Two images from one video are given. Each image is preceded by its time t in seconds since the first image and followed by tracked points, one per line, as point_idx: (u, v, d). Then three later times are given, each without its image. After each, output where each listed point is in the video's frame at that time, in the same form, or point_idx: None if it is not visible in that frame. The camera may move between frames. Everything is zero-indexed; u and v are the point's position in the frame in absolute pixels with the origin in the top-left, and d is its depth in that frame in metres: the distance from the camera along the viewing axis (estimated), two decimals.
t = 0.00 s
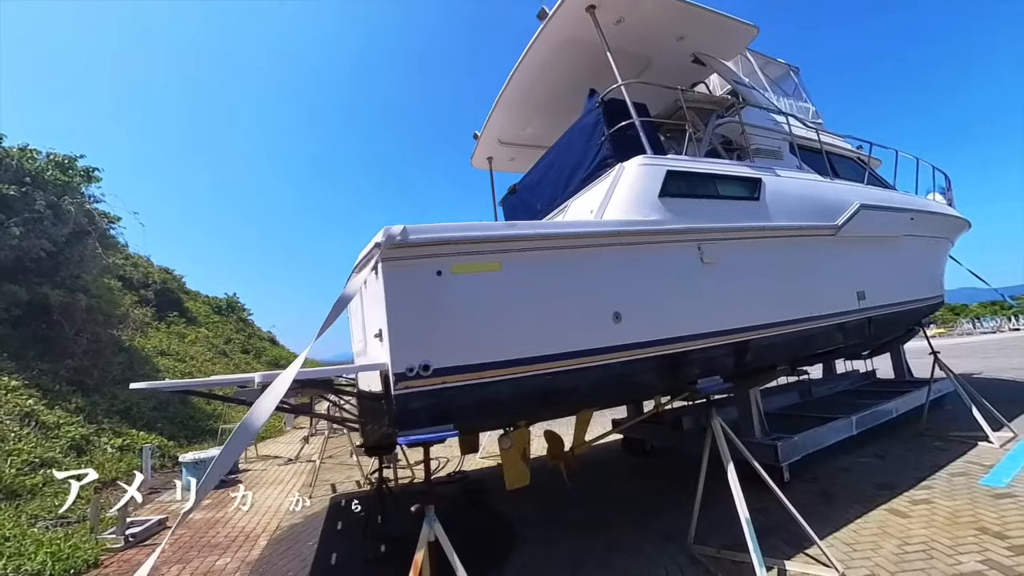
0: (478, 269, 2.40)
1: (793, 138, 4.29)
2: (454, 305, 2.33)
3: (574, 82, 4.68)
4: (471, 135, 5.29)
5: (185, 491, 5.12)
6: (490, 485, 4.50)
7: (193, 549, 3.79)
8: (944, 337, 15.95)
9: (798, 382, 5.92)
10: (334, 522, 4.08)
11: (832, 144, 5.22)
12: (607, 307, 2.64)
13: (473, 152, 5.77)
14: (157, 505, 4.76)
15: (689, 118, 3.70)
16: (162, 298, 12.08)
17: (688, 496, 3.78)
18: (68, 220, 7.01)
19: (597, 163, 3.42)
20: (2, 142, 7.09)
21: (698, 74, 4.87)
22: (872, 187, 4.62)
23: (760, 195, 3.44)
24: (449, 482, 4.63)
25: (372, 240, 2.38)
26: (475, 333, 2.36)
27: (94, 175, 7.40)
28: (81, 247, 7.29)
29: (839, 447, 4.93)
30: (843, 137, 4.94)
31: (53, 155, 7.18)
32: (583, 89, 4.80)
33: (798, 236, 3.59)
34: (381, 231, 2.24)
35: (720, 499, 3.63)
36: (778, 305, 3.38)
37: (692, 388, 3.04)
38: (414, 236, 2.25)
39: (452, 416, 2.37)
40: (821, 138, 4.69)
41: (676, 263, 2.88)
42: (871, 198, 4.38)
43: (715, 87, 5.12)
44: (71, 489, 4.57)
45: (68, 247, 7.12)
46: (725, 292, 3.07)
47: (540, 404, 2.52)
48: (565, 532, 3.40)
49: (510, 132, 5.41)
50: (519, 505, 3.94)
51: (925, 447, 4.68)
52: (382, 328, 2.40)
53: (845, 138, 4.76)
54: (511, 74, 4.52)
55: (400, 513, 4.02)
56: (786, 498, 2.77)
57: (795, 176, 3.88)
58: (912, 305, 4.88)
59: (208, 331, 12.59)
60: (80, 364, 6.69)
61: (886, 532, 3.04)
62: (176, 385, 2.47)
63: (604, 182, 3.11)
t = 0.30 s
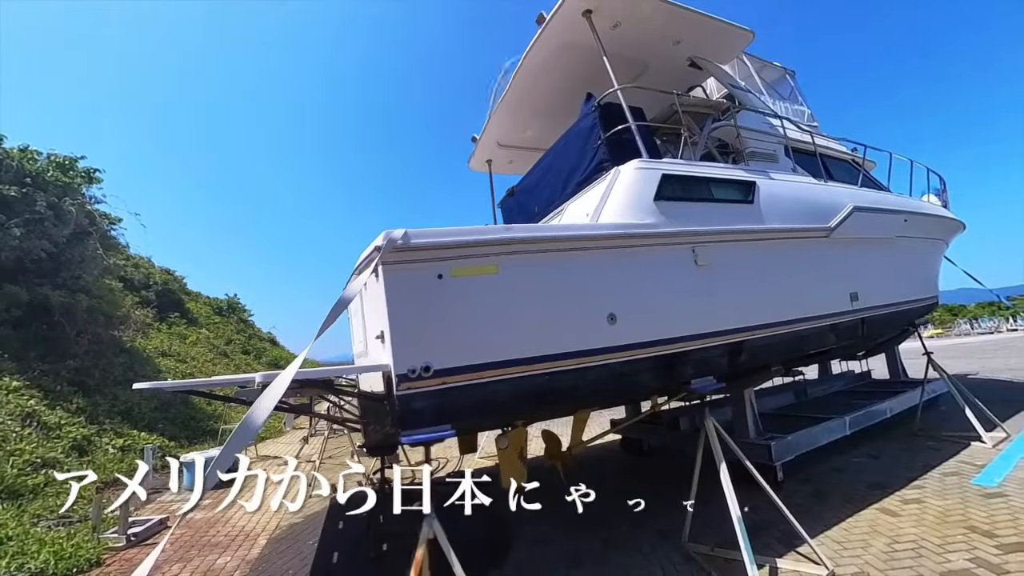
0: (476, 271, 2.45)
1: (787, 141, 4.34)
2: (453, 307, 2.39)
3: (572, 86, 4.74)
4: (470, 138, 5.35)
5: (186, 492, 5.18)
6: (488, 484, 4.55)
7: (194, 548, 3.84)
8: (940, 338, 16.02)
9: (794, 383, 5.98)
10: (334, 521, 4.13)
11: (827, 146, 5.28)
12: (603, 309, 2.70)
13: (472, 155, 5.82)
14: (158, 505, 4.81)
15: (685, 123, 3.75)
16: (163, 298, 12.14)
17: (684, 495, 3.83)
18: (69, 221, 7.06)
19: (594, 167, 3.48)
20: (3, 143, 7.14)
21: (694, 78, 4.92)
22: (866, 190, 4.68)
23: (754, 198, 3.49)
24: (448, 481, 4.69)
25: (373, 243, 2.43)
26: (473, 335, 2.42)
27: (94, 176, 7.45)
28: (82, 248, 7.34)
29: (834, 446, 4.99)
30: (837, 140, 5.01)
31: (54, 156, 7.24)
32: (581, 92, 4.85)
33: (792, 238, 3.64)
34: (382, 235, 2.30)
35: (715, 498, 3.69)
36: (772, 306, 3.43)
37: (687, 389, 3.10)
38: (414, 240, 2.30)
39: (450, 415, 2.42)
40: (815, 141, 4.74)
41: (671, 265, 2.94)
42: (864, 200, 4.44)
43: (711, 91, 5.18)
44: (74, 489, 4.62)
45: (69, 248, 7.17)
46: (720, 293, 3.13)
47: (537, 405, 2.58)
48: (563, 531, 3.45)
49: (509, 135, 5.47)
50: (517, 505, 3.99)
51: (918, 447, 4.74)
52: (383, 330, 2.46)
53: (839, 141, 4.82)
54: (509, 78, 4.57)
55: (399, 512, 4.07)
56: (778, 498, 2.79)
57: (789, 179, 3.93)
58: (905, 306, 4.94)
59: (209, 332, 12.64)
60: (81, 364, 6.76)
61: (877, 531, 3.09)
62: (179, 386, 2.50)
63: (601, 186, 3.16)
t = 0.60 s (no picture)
0: (470, 273, 2.49)
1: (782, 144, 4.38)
2: (447, 308, 2.43)
3: (568, 89, 4.78)
4: (469, 141, 5.39)
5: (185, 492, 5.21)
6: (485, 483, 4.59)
7: (193, 547, 3.87)
8: (938, 340, 16.06)
9: (789, 384, 6.03)
10: (332, 520, 4.17)
11: (822, 149, 5.33)
12: (595, 310, 2.74)
13: (471, 157, 5.86)
14: (157, 504, 4.85)
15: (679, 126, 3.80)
16: (162, 298, 12.19)
17: (678, 495, 3.87)
18: (68, 221, 7.11)
19: (589, 170, 3.52)
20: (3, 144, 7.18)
21: (690, 81, 4.97)
22: (860, 192, 4.72)
23: (747, 201, 3.54)
24: (445, 481, 4.73)
25: (368, 245, 2.47)
26: (467, 335, 2.45)
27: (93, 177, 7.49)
28: (81, 249, 7.38)
29: (828, 447, 5.03)
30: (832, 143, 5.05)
31: (53, 157, 7.28)
32: (577, 95, 4.90)
33: (784, 240, 3.68)
34: (377, 237, 2.33)
35: (708, 497, 3.73)
36: (765, 307, 3.47)
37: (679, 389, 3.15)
38: (408, 242, 2.34)
39: (444, 415, 2.47)
40: (809, 144, 4.79)
41: (663, 267, 2.98)
42: (858, 203, 4.48)
43: (707, 94, 5.23)
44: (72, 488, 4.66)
45: (68, 248, 7.20)
46: (712, 295, 3.17)
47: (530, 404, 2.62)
48: (558, 529, 3.49)
49: (507, 137, 5.51)
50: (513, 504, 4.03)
51: (911, 447, 4.78)
52: (378, 330, 2.50)
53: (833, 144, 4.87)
54: (506, 82, 4.62)
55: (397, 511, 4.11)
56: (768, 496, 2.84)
57: (782, 182, 3.98)
58: (899, 307, 4.98)
59: (208, 332, 12.67)
60: (80, 364, 6.80)
61: (867, 530, 3.14)
62: (178, 383, 2.53)
63: (595, 189, 3.20)
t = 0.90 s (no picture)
0: (463, 275, 2.55)
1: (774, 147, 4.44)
2: (440, 309, 2.49)
3: (564, 93, 4.85)
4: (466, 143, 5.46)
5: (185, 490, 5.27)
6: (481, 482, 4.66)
7: (192, 543, 3.94)
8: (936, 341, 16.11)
9: (784, 384, 6.10)
10: (330, 518, 4.23)
11: (816, 152, 5.39)
12: (586, 311, 2.80)
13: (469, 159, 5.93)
14: (156, 502, 4.91)
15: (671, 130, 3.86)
16: (162, 299, 12.26)
17: (670, 493, 3.93)
18: (68, 222, 7.17)
19: (583, 174, 3.59)
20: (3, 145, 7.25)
21: (684, 85, 5.03)
22: (852, 195, 4.78)
23: (738, 204, 3.60)
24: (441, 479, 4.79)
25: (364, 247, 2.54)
26: (459, 335, 2.52)
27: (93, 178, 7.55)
28: (82, 249, 7.44)
29: (821, 446, 5.09)
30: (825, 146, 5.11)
31: (54, 158, 7.35)
32: (573, 99, 4.96)
33: (775, 243, 3.74)
34: (372, 240, 2.40)
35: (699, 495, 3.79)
36: (755, 308, 3.53)
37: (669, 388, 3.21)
38: (403, 245, 2.40)
39: (437, 412, 2.53)
40: (802, 148, 4.85)
41: (654, 269, 3.04)
42: (849, 205, 4.54)
43: (701, 97, 5.29)
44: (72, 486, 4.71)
45: (68, 249, 7.27)
46: (703, 297, 3.23)
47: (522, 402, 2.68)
48: (551, 526, 3.54)
49: (504, 140, 5.58)
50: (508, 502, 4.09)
51: (902, 446, 4.84)
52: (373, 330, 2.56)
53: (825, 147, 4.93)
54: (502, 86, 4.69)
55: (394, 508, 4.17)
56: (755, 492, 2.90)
57: (773, 185, 4.04)
58: (890, 308, 5.05)
59: (208, 332, 12.74)
60: (80, 364, 6.86)
61: (854, 526, 3.20)
62: (178, 381, 2.59)
63: (588, 192, 3.27)
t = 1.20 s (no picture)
0: (459, 277, 2.62)
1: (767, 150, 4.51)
2: (437, 309, 2.56)
3: (561, 97, 4.91)
4: (465, 146, 5.53)
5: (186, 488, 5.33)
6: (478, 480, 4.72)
7: (193, 539, 4.01)
8: (935, 342, 16.15)
9: (780, 385, 6.17)
10: (330, 515, 4.30)
11: (810, 156, 5.45)
12: (580, 311, 2.87)
13: (467, 162, 6.00)
14: (158, 499, 4.98)
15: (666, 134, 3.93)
16: (161, 299, 12.35)
17: (664, 491, 4.00)
18: (70, 222, 7.25)
19: (579, 177, 3.65)
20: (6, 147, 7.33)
21: (679, 89, 5.11)
22: (845, 198, 4.85)
23: (731, 207, 3.67)
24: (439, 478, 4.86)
25: (364, 249, 2.61)
26: (455, 335, 2.59)
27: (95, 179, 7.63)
28: (83, 249, 7.52)
29: (814, 446, 5.16)
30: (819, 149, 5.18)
31: (56, 159, 7.44)
32: (570, 103, 5.03)
33: (768, 245, 3.81)
34: (371, 242, 2.47)
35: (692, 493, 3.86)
36: (747, 309, 3.59)
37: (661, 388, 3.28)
38: (400, 248, 2.48)
39: (433, 409, 2.60)
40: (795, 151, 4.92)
41: (647, 271, 3.11)
42: (842, 208, 4.61)
43: (697, 101, 5.36)
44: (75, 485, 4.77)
45: (70, 249, 7.35)
46: (695, 298, 3.30)
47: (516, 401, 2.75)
48: (546, 522, 3.61)
49: (502, 143, 5.65)
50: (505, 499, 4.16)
51: (895, 446, 4.90)
52: (371, 330, 2.63)
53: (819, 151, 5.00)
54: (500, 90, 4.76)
55: (392, 506, 4.23)
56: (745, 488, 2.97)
57: (766, 188, 4.11)
58: (884, 310, 5.11)
59: (208, 332, 12.83)
60: (82, 363, 6.93)
61: (843, 523, 3.26)
62: (181, 378, 2.64)
63: (583, 195, 3.34)
